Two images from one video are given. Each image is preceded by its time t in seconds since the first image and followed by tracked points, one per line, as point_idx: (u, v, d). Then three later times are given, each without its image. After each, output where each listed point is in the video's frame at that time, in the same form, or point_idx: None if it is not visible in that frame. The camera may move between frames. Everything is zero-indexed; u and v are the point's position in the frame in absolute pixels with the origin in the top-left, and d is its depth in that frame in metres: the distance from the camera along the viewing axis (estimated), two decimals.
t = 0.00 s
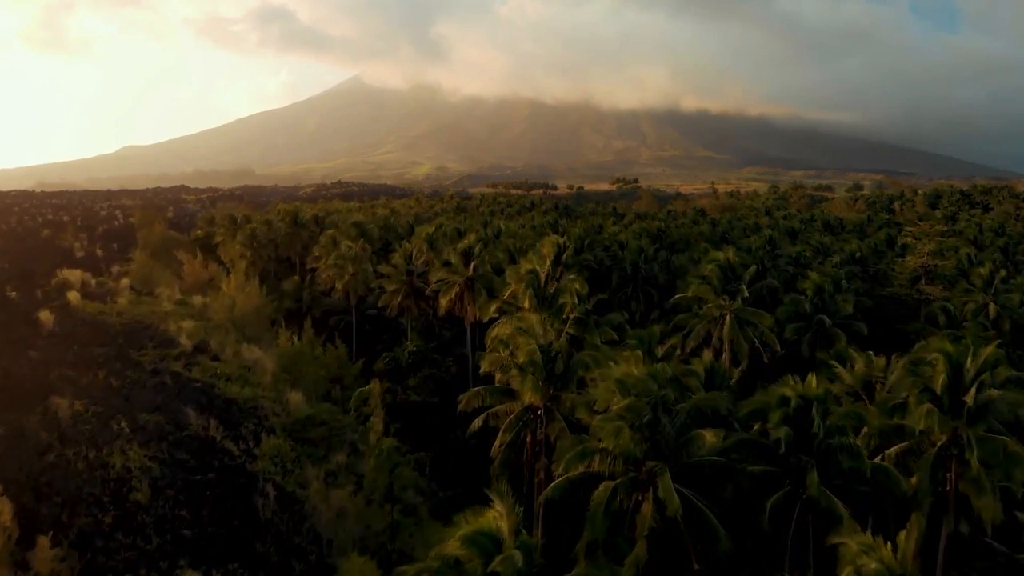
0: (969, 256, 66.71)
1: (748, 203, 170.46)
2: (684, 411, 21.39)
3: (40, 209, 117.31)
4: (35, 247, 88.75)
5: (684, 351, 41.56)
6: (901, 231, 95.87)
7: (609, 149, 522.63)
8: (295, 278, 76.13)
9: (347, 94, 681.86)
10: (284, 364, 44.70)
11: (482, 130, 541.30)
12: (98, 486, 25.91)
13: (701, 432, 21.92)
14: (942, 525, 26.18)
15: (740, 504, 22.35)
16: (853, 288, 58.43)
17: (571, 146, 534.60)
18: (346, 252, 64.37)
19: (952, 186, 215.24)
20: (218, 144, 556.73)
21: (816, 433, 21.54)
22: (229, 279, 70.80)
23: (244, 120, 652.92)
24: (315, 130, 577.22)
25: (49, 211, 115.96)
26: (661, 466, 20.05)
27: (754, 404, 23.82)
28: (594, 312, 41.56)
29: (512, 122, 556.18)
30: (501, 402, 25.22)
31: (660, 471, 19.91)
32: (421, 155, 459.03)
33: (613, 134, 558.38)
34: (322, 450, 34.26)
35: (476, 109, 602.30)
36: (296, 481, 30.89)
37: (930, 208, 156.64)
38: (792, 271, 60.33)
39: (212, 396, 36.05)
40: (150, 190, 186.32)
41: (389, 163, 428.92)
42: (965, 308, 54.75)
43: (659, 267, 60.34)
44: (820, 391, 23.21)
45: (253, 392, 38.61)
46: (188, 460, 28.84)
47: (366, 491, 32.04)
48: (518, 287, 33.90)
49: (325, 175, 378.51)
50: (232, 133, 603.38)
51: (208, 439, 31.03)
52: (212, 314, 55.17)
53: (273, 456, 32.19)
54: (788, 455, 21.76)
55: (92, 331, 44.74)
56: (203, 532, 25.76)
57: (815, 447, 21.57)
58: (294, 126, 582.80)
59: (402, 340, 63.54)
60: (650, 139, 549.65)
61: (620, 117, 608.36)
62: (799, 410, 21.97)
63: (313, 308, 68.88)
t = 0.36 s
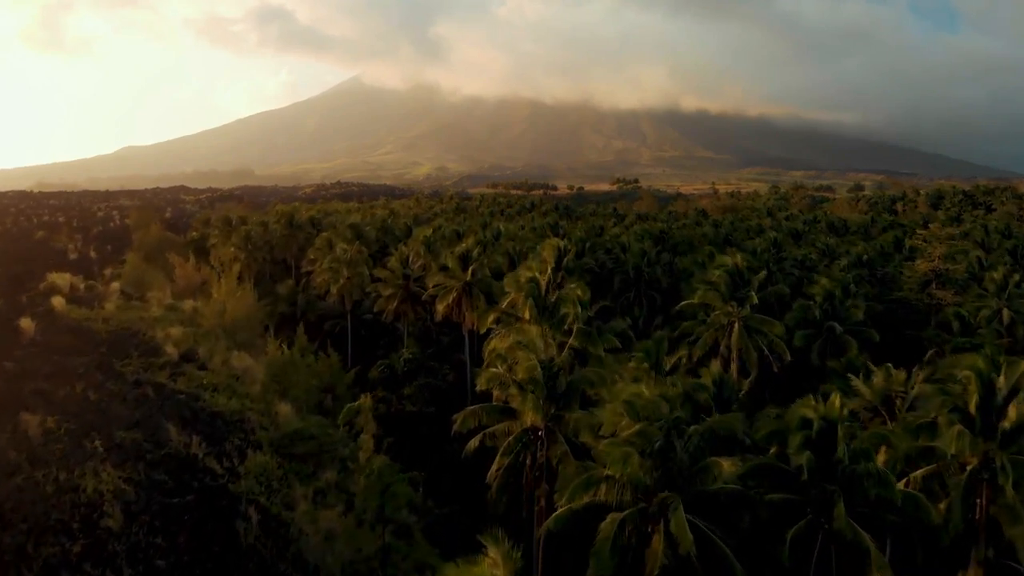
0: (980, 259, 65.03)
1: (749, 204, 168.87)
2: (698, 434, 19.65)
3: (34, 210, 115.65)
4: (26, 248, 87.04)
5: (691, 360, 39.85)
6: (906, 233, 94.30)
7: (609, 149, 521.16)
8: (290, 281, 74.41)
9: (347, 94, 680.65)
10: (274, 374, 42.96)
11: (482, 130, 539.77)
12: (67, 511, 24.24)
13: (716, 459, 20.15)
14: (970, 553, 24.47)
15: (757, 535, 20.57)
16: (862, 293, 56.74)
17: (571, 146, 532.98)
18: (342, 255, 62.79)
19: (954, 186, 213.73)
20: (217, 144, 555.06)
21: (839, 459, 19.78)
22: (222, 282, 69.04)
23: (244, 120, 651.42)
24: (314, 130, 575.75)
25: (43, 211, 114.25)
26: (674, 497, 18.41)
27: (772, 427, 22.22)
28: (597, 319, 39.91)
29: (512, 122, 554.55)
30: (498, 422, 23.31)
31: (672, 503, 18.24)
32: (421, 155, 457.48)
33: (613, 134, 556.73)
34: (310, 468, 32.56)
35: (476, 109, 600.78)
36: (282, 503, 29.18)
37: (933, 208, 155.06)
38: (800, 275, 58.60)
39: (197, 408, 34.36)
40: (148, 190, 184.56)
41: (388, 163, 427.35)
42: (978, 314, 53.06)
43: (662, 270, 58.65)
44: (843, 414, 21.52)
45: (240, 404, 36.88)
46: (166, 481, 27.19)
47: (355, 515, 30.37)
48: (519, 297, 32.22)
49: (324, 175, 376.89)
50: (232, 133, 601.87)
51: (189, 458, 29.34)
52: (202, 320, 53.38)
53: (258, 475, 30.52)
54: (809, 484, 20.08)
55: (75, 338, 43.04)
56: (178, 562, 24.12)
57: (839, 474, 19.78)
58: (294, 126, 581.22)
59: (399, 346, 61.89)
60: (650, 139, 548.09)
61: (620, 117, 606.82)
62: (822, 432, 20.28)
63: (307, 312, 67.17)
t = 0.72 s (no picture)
0: (990, 262, 63.36)
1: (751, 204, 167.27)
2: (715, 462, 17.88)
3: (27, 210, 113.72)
4: (16, 250, 85.22)
5: (697, 369, 38.20)
6: (912, 236, 92.63)
7: (608, 149, 519.56)
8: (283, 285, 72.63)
9: (347, 94, 678.71)
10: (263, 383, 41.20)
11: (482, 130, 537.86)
12: (33, 539, 22.58)
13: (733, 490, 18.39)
14: None
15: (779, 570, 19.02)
16: (871, 298, 55.03)
17: (571, 146, 531.32)
18: (337, 258, 61.07)
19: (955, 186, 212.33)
20: (216, 144, 553.16)
21: (868, 489, 18.10)
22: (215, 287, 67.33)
23: (244, 120, 649.70)
24: (314, 130, 574.10)
25: (35, 212, 112.34)
26: (688, 532, 16.76)
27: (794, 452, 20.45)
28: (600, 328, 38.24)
29: (512, 122, 552.81)
30: (495, 444, 21.57)
31: (683, 538, 16.64)
32: (421, 155, 455.88)
33: (613, 134, 555.12)
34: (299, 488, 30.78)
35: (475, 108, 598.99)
36: (266, 527, 27.43)
37: (934, 209, 153.67)
38: (808, 279, 56.91)
39: (180, 422, 32.54)
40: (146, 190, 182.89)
41: (388, 163, 425.51)
42: (993, 319, 51.40)
43: (665, 273, 56.99)
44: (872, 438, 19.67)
45: (226, 417, 35.12)
46: (142, 505, 25.56)
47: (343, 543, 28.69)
48: (517, 307, 30.54)
49: (325, 175, 375.35)
50: (232, 133, 600.05)
51: (169, 478, 27.70)
52: (191, 326, 51.53)
53: (242, 495, 28.72)
54: (836, 516, 18.39)
55: (57, 345, 41.24)
56: None
57: (868, 506, 18.09)
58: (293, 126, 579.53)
59: (395, 352, 60.16)
60: (650, 139, 546.48)
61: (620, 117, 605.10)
62: (848, 460, 18.49)
63: (301, 317, 65.41)
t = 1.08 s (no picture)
0: (1003, 264, 61.76)
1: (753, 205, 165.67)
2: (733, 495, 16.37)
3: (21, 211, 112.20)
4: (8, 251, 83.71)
5: (705, 379, 36.59)
6: (919, 237, 91.05)
7: (609, 149, 517.93)
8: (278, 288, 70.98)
9: (347, 94, 677.42)
10: (253, 393, 39.62)
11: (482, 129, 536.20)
12: None
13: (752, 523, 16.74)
14: None
15: None
16: (882, 302, 53.43)
17: (571, 146, 529.72)
18: (331, 262, 59.43)
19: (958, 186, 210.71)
20: (216, 144, 551.76)
21: (900, 522, 16.75)
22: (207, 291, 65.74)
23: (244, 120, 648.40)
24: (313, 130, 572.65)
25: (29, 212, 110.81)
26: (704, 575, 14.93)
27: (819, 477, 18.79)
28: (603, 337, 36.61)
29: (512, 121, 551.22)
30: (492, 470, 19.90)
31: None
32: (421, 155, 454.46)
33: (613, 133, 553.51)
34: (286, 507, 29.25)
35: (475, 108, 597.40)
36: (250, 552, 25.98)
37: (938, 209, 152.12)
38: (815, 283, 55.30)
39: (163, 437, 31.02)
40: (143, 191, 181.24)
41: (388, 163, 423.97)
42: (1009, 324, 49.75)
43: (670, 276, 55.36)
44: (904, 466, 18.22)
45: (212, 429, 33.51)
46: (115, 530, 24.65)
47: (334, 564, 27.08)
48: (515, 316, 28.95)
49: (324, 175, 373.69)
50: (232, 133, 598.53)
51: (147, 499, 26.53)
52: (180, 332, 49.95)
53: (226, 516, 27.27)
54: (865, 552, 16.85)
55: (39, 353, 39.61)
56: None
57: (898, 540, 16.68)
58: (292, 126, 578.05)
59: (392, 358, 58.58)
60: (650, 139, 544.81)
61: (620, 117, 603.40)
62: (874, 489, 17.24)
63: (295, 321, 63.80)
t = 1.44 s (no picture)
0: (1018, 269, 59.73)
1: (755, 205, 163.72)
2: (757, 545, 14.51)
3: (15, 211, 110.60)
4: None
5: (715, 394, 34.71)
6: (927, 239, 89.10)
7: (609, 149, 516.13)
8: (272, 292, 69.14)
9: (347, 94, 676.25)
10: (239, 406, 37.78)
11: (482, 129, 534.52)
12: None
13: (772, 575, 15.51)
14: None
15: None
16: (894, 308, 51.48)
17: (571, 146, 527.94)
18: (325, 266, 57.47)
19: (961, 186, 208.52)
20: (215, 144, 550.47)
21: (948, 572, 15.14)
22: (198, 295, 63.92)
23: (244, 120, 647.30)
24: (313, 130, 571.26)
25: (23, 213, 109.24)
26: None
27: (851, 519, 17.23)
28: (606, 349, 34.66)
29: (512, 121, 549.43)
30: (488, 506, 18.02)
31: None
32: (421, 155, 452.88)
33: (613, 133, 551.64)
34: (269, 533, 27.42)
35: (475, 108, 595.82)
36: None
37: (942, 210, 150.12)
38: (824, 288, 53.38)
39: (139, 456, 29.22)
40: (143, 191, 179.86)
41: (387, 163, 422.43)
42: None
43: (674, 281, 53.43)
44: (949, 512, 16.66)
45: (194, 447, 31.73)
46: (81, 564, 23.07)
47: None
48: (515, 331, 27.04)
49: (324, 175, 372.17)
50: (232, 133, 597.25)
51: (118, 528, 24.92)
52: (166, 340, 48.07)
53: (203, 545, 25.46)
54: None
55: (16, 363, 37.86)
56: None
57: None
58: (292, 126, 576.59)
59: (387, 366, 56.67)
60: (650, 139, 542.89)
61: (620, 117, 601.45)
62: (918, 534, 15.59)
63: (288, 327, 61.95)
